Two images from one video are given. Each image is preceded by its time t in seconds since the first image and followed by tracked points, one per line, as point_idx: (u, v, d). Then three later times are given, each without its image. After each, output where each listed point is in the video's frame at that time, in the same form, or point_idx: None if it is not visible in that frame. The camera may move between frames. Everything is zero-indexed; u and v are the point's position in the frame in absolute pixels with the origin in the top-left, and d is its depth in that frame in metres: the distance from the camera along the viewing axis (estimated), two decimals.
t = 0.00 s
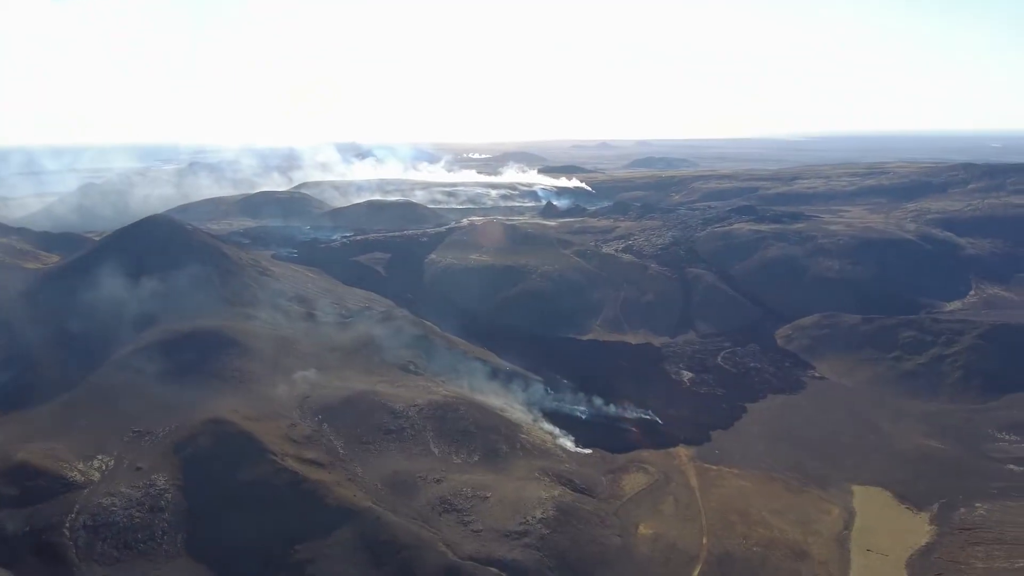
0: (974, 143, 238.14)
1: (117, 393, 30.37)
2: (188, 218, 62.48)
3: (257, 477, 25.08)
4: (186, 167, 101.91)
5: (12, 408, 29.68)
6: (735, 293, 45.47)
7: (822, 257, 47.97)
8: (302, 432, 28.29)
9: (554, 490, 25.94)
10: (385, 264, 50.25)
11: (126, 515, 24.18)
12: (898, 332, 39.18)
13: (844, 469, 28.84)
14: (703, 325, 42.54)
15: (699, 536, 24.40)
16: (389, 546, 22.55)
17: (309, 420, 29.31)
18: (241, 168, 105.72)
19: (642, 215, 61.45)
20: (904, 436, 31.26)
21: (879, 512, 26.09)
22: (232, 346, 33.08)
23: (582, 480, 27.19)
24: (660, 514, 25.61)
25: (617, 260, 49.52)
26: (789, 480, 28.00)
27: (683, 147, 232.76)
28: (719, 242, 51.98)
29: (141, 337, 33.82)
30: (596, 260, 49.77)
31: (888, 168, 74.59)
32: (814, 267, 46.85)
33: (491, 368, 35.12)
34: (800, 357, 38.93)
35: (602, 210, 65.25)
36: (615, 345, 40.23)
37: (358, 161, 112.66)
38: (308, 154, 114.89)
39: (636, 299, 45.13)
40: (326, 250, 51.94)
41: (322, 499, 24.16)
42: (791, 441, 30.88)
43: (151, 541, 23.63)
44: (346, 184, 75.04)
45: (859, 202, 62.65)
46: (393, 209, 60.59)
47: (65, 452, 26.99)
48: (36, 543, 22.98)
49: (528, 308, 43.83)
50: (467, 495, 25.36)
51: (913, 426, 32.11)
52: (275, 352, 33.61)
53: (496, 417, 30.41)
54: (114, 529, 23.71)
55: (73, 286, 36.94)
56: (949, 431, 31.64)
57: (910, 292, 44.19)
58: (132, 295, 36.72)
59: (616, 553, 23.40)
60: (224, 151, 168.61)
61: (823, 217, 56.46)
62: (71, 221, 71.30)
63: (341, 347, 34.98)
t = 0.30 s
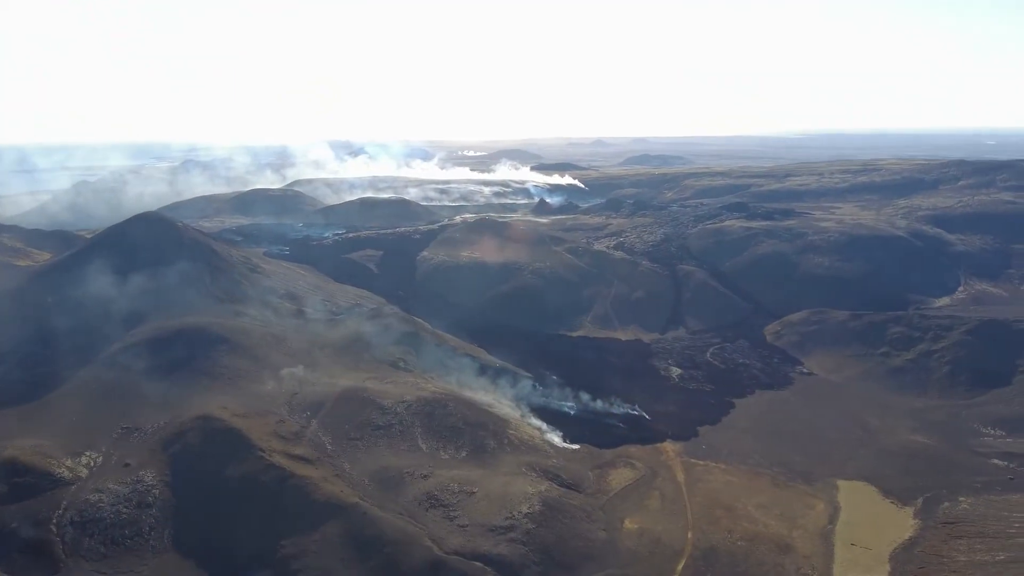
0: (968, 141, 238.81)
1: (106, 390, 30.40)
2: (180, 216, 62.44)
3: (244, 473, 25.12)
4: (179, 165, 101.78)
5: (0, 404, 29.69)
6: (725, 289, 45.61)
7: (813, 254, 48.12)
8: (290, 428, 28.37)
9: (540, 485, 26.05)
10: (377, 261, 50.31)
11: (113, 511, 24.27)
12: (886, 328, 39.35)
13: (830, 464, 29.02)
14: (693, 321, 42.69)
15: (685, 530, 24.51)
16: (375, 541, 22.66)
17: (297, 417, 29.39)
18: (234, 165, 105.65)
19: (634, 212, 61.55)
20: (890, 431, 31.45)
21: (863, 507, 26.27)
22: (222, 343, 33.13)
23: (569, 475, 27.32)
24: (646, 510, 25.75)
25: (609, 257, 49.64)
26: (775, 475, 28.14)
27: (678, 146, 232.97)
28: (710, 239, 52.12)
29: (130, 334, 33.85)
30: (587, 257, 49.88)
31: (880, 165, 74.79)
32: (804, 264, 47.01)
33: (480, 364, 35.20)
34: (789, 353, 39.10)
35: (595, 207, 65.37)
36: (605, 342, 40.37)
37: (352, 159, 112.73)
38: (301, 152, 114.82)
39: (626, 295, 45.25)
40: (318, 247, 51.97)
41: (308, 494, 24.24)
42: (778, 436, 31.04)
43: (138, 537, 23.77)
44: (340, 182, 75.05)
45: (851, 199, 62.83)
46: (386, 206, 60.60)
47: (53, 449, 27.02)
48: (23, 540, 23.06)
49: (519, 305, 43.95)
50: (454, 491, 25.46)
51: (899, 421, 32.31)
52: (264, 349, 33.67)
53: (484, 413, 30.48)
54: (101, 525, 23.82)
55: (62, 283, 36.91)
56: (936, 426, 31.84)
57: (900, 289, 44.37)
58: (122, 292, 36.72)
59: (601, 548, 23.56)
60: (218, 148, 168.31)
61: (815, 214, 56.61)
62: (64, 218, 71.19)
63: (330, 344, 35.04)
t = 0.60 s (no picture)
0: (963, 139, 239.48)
1: (96, 388, 30.42)
2: (173, 215, 62.45)
3: (232, 469, 25.14)
4: (173, 164, 101.68)
5: None
6: (715, 286, 45.81)
7: (803, 251, 48.31)
8: (279, 425, 28.44)
9: (528, 481, 26.18)
10: (369, 259, 50.38)
11: (102, 508, 24.33)
12: (875, 324, 39.56)
13: (817, 459, 29.18)
14: (684, 319, 42.89)
15: (670, 525, 24.66)
16: (361, 537, 22.77)
17: (286, 414, 29.48)
18: (228, 164, 105.53)
19: (626, 210, 61.71)
20: (877, 426, 31.66)
21: (848, 501, 26.43)
22: (212, 341, 33.19)
23: (557, 470, 27.49)
24: (632, 504, 25.91)
25: (600, 254, 49.78)
26: (761, 470, 28.30)
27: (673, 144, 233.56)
28: (701, 236, 52.28)
29: (120, 332, 33.87)
30: (578, 254, 50.02)
31: (872, 162, 75.05)
32: (795, 261, 47.21)
33: (469, 361, 35.32)
34: (778, 349, 39.31)
35: (588, 205, 65.52)
36: (595, 339, 40.53)
37: (346, 157, 112.74)
38: (295, 151, 114.76)
39: (618, 293, 45.40)
40: (310, 246, 52.02)
41: (296, 490, 24.31)
42: (766, 432, 31.21)
43: (126, 534, 23.84)
44: (333, 181, 75.05)
45: (842, 197, 63.06)
46: (378, 204, 60.66)
47: (42, 446, 27.04)
48: (11, 537, 23.12)
49: (510, 302, 44.10)
50: (441, 486, 25.57)
51: (886, 417, 32.51)
52: (255, 347, 33.77)
53: (473, 409, 30.60)
54: (89, 522, 23.89)
55: (52, 282, 36.87)
56: (922, 422, 32.06)
57: (889, 285, 44.60)
58: (112, 291, 36.72)
59: (587, 542, 23.73)
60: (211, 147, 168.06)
61: (806, 211, 56.82)
62: (56, 218, 71.10)
63: (320, 342, 35.10)
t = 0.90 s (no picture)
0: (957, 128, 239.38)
1: (86, 377, 30.43)
2: (164, 205, 62.30)
3: (220, 457, 25.19)
4: (164, 154, 101.29)
5: None
6: (706, 275, 45.92)
7: (793, 239, 48.41)
8: (268, 414, 28.50)
9: (515, 467, 26.35)
10: (360, 249, 50.37)
11: (90, 497, 24.42)
12: (863, 312, 39.74)
13: (803, 445, 29.38)
14: (674, 307, 43.03)
15: (656, 510, 24.84)
16: (348, 524, 22.89)
17: (275, 402, 29.54)
18: (220, 154, 105.18)
19: (618, 198, 61.73)
20: (863, 413, 31.88)
21: (833, 486, 26.61)
22: (201, 331, 33.19)
23: (544, 457, 27.67)
24: (619, 490, 26.10)
25: (591, 243, 49.84)
26: (748, 456, 28.48)
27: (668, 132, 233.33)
28: (692, 225, 52.35)
29: (110, 322, 33.84)
30: (570, 243, 50.07)
31: (865, 150, 75.09)
32: (785, 249, 47.32)
33: (458, 349, 35.42)
34: (766, 337, 39.49)
35: (580, 194, 65.50)
36: (585, 328, 40.66)
37: (339, 147, 112.48)
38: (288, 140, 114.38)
39: (608, 281, 45.49)
40: (301, 235, 51.98)
41: (284, 478, 24.41)
42: (753, 418, 31.38)
43: (115, 522, 23.94)
44: (325, 170, 74.85)
45: (834, 185, 63.15)
46: (370, 194, 60.57)
47: (30, 435, 27.07)
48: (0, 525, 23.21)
49: (501, 291, 44.17)
50: (429, 473, 25.70)
51: (873, 403, 32.73)
52: (244, 336, 33.80)
53: (462, 397, 30.72)
54: (78, 511, 23.99)
55: (42, 272, 36.77)
56: (909, 408, 32.29)
57: (878, 274, 44.77)
58: (102, 281, 36.63)
59: (573, 528, 23.94)
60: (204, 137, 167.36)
61: (797, 200, 56.91)
62: (48, 208, 70.86)
63: (310, 332, 35.15)
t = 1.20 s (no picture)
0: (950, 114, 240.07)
1: (73, 365, 30.43)
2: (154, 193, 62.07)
3: (206, 443, 25.25)
4: (154, 142, 100.64)
5: None
6: (695, 261, 46.04)
7: (782, 224, 48.53)
8: (255, 400, 28.58)
9: (501, 452, 26.55)
10: (350, 236, 50.32)
11: (78, 483, 24.51)
12: (850, 297, 39.95)
13: (787, 429, 29.59)
14: (662, 294, 43.19)
15: (640, 493, 25.09)
16: (334, 508, 23.07)
17: (262, 389, 29.63)
18: (211, 141, 104.56)
19: (609, 185, 61.72)
20: (848, 397, 32.13)
21: (816, 469, 26.84)
22: (188, 318, 33.19)
23: (530, 442, 27.89)
24: (603, 474, 26.34)
25: (581, 229, 49.90)
26: (732, 440, 28.72)
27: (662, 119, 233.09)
28: (682, 211, 52.41)
29: (98, 310, 33.80)
30: (559, 230, 50.10)
31: (856, 137, 75.12)
32: (774, 235, 47.43)
33: (446, 335, 35.53)
34: (754, 323, 39.70)
35: (571, 181, 65.44)
36: (574, 314, 40.82)
37: (331, 134, 111.95)
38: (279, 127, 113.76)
39: (598, 268, 45.58)
40: (291, 223, 51.88)
41: (270, 463, 24.50)
42: (738, 403, 31.61)
43: (103, 507, 24.05)
44: (316, 158, 74.54)
45: (824, 171, 63.22)
46: (361, 181, 60.44)
47: (18, 422, 27.09)
48: None
49: (490, 278, 44.24)
50: (415, 458, 25.87)
51: (858, 388, 32.98)
52: (233, 323, 33.84)
53: (449, 383, 30.86)
54: (65, 497, 24.09)
55: (29, 260, 36.64)
56: (893, 392, 32.57)
57: (866, 260, 44.97)
58: (90, 270, 36.54)
59: (558, 512, 24.21)
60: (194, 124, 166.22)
61: (787, 186, 57.00)
62: (37, 196, 70.48)
63: (298, 319, 35.18)
